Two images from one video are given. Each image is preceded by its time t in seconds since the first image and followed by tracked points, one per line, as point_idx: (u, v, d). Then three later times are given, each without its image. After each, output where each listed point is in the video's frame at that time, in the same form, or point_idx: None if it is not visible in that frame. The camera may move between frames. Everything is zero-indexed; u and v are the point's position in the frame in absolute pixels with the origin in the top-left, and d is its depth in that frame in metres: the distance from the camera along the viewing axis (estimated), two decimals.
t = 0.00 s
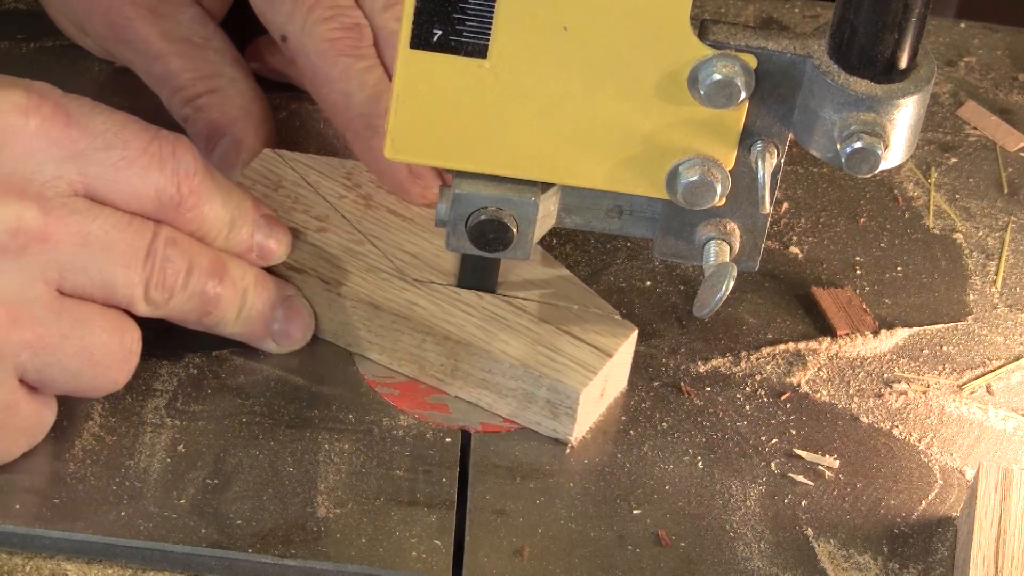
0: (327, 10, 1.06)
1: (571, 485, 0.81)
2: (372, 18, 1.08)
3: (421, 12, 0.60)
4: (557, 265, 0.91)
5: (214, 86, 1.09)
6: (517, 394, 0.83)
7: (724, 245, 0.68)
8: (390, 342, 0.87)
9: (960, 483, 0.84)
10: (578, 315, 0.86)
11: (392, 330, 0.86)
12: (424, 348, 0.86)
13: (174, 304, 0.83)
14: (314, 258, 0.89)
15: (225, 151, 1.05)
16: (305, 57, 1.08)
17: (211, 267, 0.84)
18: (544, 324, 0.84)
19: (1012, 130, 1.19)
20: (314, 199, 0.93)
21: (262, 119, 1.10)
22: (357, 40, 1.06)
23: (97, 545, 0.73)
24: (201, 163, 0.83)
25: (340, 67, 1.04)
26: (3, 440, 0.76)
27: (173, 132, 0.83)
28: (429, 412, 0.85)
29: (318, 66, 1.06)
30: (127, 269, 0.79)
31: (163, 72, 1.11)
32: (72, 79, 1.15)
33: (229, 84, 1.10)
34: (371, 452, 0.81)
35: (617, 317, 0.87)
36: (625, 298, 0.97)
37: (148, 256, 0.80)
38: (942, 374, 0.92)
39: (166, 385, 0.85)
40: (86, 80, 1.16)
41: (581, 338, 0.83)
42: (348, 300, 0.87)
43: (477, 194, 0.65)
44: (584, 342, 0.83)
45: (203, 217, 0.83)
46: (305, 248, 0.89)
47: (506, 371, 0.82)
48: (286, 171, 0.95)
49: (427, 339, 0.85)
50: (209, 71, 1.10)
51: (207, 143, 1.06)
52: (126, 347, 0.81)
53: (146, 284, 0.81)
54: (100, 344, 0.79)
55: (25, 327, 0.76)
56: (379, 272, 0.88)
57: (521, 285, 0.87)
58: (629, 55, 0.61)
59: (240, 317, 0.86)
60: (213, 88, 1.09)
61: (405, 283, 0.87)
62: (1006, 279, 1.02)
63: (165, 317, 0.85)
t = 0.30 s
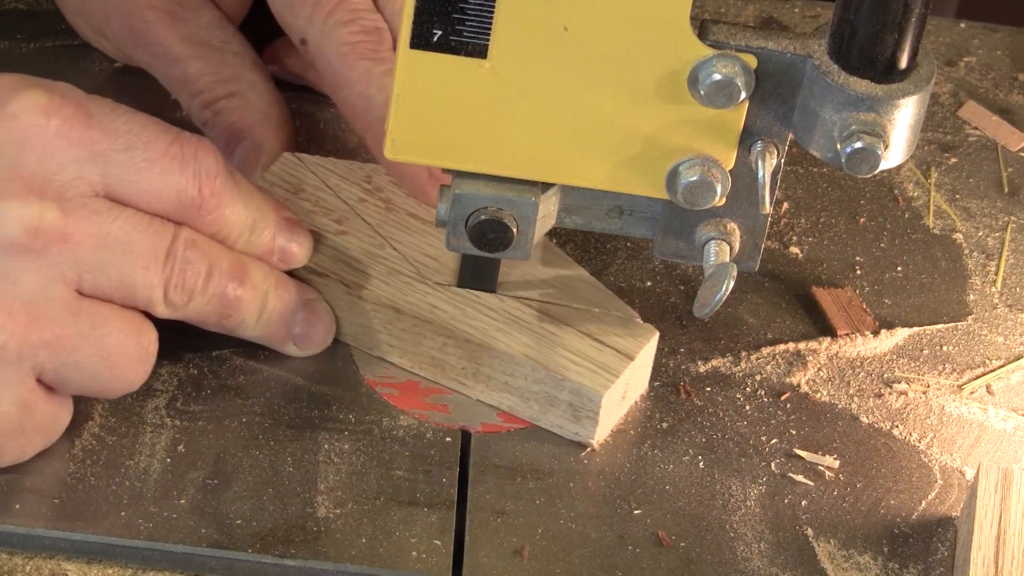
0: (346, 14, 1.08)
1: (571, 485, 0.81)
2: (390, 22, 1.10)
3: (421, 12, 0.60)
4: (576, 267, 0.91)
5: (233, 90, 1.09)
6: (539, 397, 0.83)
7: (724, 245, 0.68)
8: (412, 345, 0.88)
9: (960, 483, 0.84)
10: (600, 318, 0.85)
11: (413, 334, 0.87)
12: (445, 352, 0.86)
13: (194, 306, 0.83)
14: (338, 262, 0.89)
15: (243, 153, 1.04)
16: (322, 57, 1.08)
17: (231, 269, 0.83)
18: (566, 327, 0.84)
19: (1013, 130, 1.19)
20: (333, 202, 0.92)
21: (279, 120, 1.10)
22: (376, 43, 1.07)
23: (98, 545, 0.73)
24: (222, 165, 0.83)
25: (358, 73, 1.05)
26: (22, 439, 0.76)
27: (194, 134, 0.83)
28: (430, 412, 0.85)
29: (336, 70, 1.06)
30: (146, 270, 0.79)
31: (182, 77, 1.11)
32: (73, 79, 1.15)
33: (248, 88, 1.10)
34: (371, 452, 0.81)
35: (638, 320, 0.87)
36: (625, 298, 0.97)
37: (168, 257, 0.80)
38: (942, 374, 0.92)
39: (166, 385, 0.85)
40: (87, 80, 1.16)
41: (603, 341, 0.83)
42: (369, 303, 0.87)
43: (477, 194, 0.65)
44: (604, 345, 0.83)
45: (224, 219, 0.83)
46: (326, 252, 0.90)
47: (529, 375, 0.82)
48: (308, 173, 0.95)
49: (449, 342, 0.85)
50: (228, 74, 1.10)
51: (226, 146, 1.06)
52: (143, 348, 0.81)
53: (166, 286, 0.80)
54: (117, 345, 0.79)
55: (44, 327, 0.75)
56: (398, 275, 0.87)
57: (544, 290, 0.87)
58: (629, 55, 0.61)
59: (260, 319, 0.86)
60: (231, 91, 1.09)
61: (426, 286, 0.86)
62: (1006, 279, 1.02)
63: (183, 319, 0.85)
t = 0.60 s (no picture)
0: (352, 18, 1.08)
1: (571, 485, 0.81)
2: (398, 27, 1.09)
3: (421, 11, 0.60)
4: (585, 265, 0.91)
5: (240, 92, 1.09)
6: (549, 398, 0.84)
7: (723, 244, 0.68)
8: (422, 347, 0.87)
9: (960, 483, 0.84)
10: (610, 319, 0.85)
11: (423, 336, 0.87)
12: (454, 354, 0.86)
13: (202, 306, 0.83)
14: (349, 262, 0.89)
15: (251, 158, 1.06)
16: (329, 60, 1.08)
17: (239, 269, 0.84)
18: (577, 329, 0.84)
19: (1014, 130, 1.19)
20: (344, 203, 0.92)
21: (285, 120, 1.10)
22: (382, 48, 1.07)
23: (97, 545, 0.73)
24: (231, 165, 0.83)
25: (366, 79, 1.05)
26: (30, 438, 0.76)
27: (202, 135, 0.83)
28: (430, 412, 0.85)
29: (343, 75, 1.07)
30: (153, 270, 0.79)
31: (188, 78, 1.11)
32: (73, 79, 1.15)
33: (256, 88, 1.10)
34: (371, 452, 0.81)
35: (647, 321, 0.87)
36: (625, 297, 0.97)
37: (176, 257, 0.80)
38: (942, 374, 0.92)
39: (166, 385, 0.85)
40: (87, 81, 1.16)
41: (613, 342, 0.83)
42: (379, 304, 0.87)
43: (476, 193, 0.65)
44: (615, 348, 0.83)
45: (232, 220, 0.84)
46: (334, 253, 0.90)
47: (539, 376, 0.83)
48: (318, 177, 0.95)
49: (459, 344, 0.85)
50: (237, 76, 1.10)
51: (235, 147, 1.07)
52: (150, 347, 0.81)
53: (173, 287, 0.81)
54: (126, 344, 0.79)
55: (53, 326, 0.76)
56: (409, 276, 0.87)
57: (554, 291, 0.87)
58: (628, 55, 0.61)
59: (269, 320, 0.86)
60: (239, 93, 1.09)
61: (437, 288, 0.86)
62: (1006, 279, 1.02)
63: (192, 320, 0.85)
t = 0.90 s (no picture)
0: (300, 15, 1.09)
1: (571, 485, 0.80)
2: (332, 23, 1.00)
3: (421, 11, 0.60)
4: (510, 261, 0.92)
5: (159, 77, 0.96)
6: (458, 383, 0.86)
7: (722, 244, 0.69)
8: (334, 332, 0.89)
9: (959, 483, 0.84)
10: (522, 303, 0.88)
11: (337, 320, 0.89)
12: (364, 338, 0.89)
13: (108, 285, 0.82)
14: (262, 248, 0.91)
15: (167, 146, 0.94)
16: (258, 53, 0.97)
17: (148, 248, 0.83)
18: (489, 314, 0.87)
19: (1014, 130, 1.19)
20: (261, 188, 0.92)
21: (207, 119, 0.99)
22: (304, 31, 0.96)
23: (97, 545, 0.74)
24: (138, 144, 0.84)
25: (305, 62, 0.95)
26: None
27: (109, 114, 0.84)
28: (429, 412, 0.86)
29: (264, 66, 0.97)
30: (61, 245, 0.79)
31: (99, 58, 0.96)
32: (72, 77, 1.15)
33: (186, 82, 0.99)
34: (371, 452, 0.81)
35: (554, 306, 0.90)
36: (624, 297, 0.97)
37: (81, 234, 0.80)
38: (942, 374, 0.92)
39: (166, 384, 0.84)
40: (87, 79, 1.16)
41: (522, 328, 0.87)
42: (290, 288, 0.90)
43: (476, 193, 0.65)
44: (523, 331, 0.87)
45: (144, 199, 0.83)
46: (249, 236, 0.91)
47: (447, 361, 0.86)
48: (234, 162, 0.93)
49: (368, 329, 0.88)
50: (153, 57, 0.97)
51: (147, 134, 0.95)
52: (64, 321, 0.81)
53: (79, 265, 0.80)
54: (36, 315, 0.79)
55: None
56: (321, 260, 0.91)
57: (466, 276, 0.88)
58: (628, 54, 0.61)
59: (176, 301, 0.85)
60: (158, 79, 0.96)
61: (350, 273, 0.90)
62: (1005, 279, 1.02)
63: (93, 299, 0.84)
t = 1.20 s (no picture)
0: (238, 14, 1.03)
1: (571, 485, 0.80)
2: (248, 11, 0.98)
3: (421, 11, 0.60)
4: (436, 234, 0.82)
5: (79, 65, 0.93)
6: (384, 368, 0.82)
7: (722, 244, 0.69)
8: (258, 319, 0.87)
9: (959, 483, 0.84)
10: (443, 284, 0.79)
11: (261, 307, 0.86)
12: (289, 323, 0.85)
13: (28, 273, 0.82)
14: (182, 237, 0.87)
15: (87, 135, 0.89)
16: (178, 45, 0.95)
17: (65, 236, 0.83)
18: (409, 299, 0.79)
19: (1014, 130, 1.19)
20: (179, 176, 0.86)
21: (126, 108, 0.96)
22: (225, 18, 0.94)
23: (97, 545, 0.74)
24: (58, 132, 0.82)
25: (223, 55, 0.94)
26: None
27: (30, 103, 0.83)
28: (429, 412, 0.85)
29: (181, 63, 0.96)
30: None
31: (20, 49, 0.94)
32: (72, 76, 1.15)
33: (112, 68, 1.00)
34: (371, 452, 0.81)
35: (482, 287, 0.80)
36: (624, 297, 0.97)
37: None
38: (942, 374, 0.92)
39: (166, 384, 0.84)
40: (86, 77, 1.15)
41: (445, 312, 0.78)
42: (213, 277, 0.87)
43: (476, 193, 0.65)
44: (449, 316, 0.78)
45: (60, 189, 0.81)
46: (168, 227, 0.87)
47: (372, 347, 0.81)
48: (151, 150, 0.86)
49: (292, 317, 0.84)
50: (73, 48, 0.94)
51: (67, 125, 0.91)
52: None
53: None
54: None
55: None
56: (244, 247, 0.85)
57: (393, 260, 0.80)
58: (628, 54, 0.61)
59: (95, 289, 0.84)
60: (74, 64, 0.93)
61: (269, 258, 0.84)
62: (1005, 279, 1.02)
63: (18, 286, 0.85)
